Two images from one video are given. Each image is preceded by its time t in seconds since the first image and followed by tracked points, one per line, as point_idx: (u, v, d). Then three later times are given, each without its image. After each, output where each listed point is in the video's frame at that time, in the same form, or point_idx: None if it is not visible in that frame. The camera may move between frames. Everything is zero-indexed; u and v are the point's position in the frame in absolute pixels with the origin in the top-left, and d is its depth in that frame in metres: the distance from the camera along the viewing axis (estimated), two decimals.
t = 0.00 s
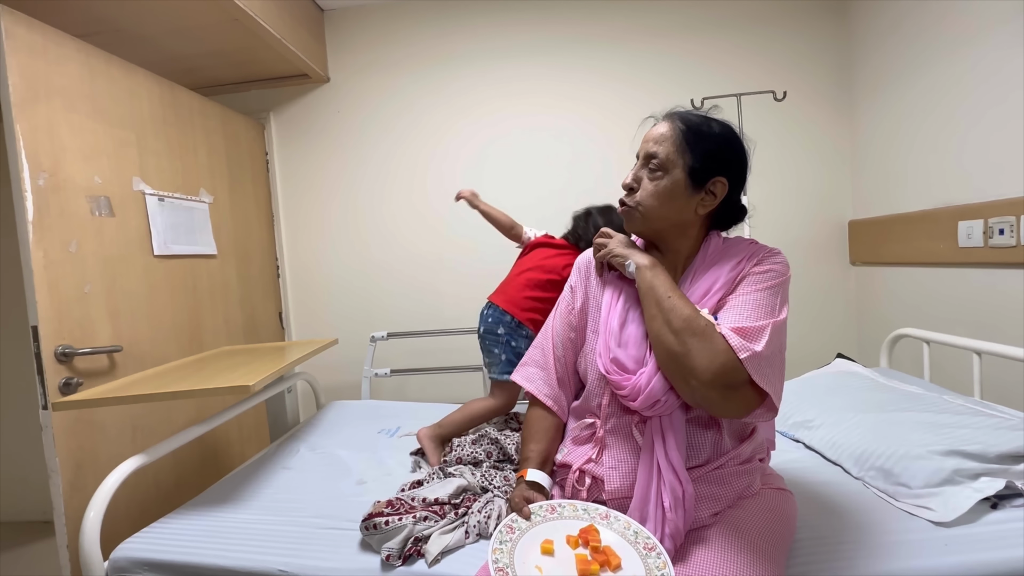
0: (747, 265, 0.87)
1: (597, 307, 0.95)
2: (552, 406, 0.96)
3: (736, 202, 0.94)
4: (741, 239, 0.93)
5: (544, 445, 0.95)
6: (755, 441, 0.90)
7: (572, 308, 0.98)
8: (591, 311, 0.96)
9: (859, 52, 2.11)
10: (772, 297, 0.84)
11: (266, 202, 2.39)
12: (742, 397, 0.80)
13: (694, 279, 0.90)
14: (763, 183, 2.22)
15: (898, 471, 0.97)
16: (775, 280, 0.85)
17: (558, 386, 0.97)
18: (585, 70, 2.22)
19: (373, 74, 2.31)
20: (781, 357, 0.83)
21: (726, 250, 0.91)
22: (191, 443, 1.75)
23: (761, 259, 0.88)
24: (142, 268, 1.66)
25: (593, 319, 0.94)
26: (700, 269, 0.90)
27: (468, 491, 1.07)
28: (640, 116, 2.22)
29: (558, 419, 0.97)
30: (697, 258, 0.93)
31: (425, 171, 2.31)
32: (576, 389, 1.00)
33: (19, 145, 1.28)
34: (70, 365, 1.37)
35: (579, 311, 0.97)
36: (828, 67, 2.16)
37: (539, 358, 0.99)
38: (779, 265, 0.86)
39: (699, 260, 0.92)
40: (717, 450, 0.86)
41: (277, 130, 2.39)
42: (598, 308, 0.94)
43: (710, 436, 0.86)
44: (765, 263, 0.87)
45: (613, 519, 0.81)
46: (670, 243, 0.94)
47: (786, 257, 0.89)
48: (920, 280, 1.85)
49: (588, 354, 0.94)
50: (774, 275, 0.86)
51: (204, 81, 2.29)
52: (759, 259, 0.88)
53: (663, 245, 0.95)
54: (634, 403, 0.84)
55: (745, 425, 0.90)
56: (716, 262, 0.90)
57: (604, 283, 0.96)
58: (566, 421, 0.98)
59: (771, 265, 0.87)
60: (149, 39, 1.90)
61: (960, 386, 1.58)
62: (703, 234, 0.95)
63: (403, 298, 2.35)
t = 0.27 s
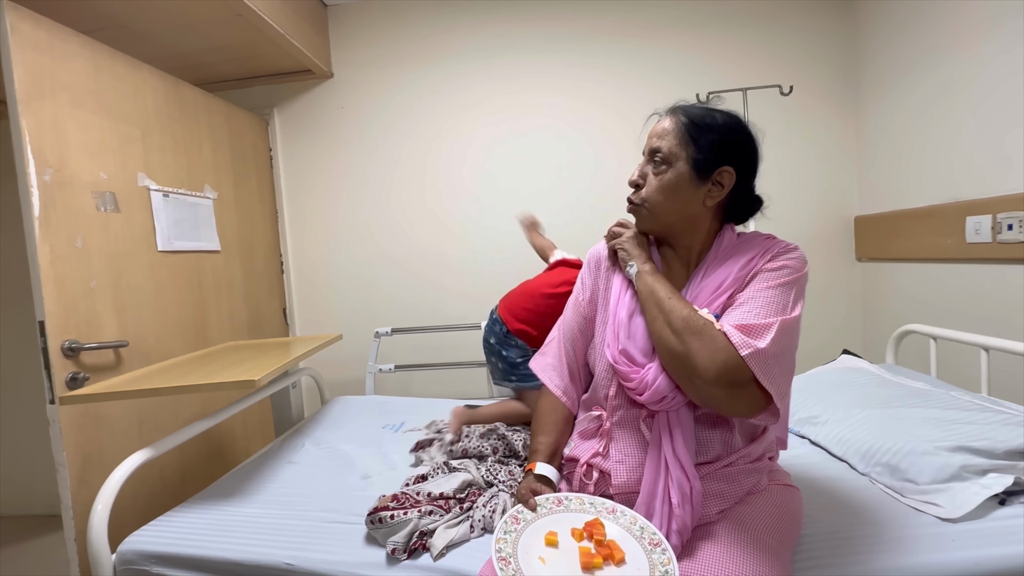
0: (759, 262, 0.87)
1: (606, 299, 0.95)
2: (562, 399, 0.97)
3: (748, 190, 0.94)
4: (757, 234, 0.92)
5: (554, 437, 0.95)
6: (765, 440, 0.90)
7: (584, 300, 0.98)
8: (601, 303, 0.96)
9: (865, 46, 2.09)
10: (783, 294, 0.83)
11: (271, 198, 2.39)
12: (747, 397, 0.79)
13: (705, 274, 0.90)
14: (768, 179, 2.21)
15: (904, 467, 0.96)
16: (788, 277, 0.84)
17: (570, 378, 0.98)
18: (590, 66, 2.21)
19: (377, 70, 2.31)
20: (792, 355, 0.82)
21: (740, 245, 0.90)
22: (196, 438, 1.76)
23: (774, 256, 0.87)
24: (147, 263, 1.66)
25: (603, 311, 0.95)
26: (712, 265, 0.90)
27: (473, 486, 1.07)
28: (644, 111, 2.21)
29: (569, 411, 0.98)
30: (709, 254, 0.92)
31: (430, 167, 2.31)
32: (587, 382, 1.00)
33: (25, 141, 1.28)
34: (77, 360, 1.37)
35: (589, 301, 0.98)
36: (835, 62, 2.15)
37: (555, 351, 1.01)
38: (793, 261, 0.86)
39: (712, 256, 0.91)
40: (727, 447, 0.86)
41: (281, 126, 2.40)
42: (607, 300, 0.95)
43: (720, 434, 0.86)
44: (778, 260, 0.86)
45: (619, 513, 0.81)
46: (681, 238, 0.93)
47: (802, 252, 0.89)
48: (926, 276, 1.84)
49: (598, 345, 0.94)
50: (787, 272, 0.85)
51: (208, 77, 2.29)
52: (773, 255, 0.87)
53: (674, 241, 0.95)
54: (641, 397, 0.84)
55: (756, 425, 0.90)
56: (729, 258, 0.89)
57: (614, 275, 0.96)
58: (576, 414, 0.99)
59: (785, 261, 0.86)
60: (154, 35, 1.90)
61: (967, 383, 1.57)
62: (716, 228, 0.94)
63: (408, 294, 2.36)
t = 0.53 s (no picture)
0: (769, 259, 0.86)
1: (614, 294, 0.94)
2: (566, 396, 0.97)
3: (757, 186, 0.93)
4: (766, 229, 0.92)
5: (558, 434, 0.95)
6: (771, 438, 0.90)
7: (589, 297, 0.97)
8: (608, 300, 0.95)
9: (868, 40, 2.08)
10: (793, 292, 0.83)
11: (271, 194, 2.39)
12: (758, 394, 0.79)
13: (714, 271, 0.89)
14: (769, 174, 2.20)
15: (906, 461, 0.96)
16: (798, 275, 0.84)
17: (572, 375, 0.98)
18: (591, 60, 2.20)
19: (378, 65, 2.30)
20: (800, 353, 0.82)
21: (748, 241, 0.90)
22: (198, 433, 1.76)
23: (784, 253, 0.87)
24: (148, 259, 1.66)
25: (610, 308, 0.94)
26: (721, 261, 0.90)
27: (476, 479, 1.07)
28: (644, 105, 2.20)
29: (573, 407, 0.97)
30: (717, 250, 0.92)
31: (430, 162, 2.31)
32: (590, 379, 1.00)
33: (25, 137, 1.28)
34: (78, 355, 1.37)
35: (592, 297, 0.98)
36: (837, 56, 2.14)
37: (556, 347, 1.00)
38: (803, 257, 0.86)
39: (721, 252, 0.91)
40: (734, 445, 0.86)
41: (282, 121, 2.39)
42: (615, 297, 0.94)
43: (728, 432, 0.86)
44: (788, 257, 0.86)
45: (619, 509, 0.81)
46: (690, 233, 0.92)
47: (811, 247, 0.89)
48: (928, 271, 1.83)
49: (604, 343, 0.93)
50: (797, 269, 0.85)
51: (208, 72, 2.29)
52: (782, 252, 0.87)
53: (683, 237, 0.94)
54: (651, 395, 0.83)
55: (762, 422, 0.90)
56: (738, 254, 0.89)
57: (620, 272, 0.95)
58: (580, 412, 0.98)
59: (794, 258, 0.86)
60: (154, 30, 1.89)
61: (968, 378, 1.57)
62: (724, 222, 0.94)
63: (409, 290, 2.35)
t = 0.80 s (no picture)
0: (764, 251, 0.87)
1: (609, 291, 0.93)
2: (560, 392, 0.96)
3: (747, 178, 0.94)
4: (756, 220, 0.92)
5: (552, 429, 0.96)
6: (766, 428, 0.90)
7: (583, 293, 0.96)
8: (603, 296, 0.94)
9: (864, 35, 2.09)
10: (789, 285, 0.84)
11: (267, 190, 2.38)
12: (758, 387, 0.79)
13: (710, 264, 0.89)
14: (765, 169, 2.20)
15: (901, 453, 0.96)
16: (793, 267, 0.85)
17: (567, 371, 0.97)
18: (587, 55, 2.19)
19: (374, 60, 2.29)
20: (800, 344, 0.83)
21: (740, 233, 0.90)
22: (195, 430, 1.76)
23: (778, 245, 0.87)
24: (143, 255, 1.65)
25: (606, 304, 0.93)
26: (716, 254, 0.90)
27: (474, 474, 1.07)
28: (641, 100, 2.20)
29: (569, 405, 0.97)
30: (711, 242, 0.91)
31: (427, 158, 2.30)
32: (585, 374, 0.99)
33: (18, 131, 1.27)
34: (73, 352, 1.37)
35: (588, 293, 0.96)
36: (833, 51, 2.14)
37: (551, 345, 0.99)
38: (796, 248, 0.86)
39: (715, 245, 0.91)
40: (731, 437, 0.86)
41: (277, 117, 2.38)
42: (610, 293, 0.93)
43: (726, 425, 0.86)
44: (782, 250, 0.87)
45: (612, 502, 0.81)
46: (683, 225, 0.92)
47: (801, 238, 0.89)
48: (923, 265, 1.84)
49: (600, 339, 0.92)
50: (791, 261, 0.85)
51: (203, 67, 2.27)
52: (776, 244, 0.87)
53: (674, 229, 0.93)
54: (650, 391, 0.83)
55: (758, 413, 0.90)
56: (733, 247, 0.89)
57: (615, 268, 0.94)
58: (576, 406, 0.98)
59: (788, 250, 0.86)
60: (148, 24, 1.88)
61: (963, 371, 1.58)
62: (716, 214, 0.94)
63: (406, 286, 2.35)
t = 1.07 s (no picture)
0: (741, 239, 0.87)
1: (596, 288, 0.94)
2: (553, 390, 0.97)
3: (722, 171, 0.94)
4: (733, 211, 0.93)
5: (546, 426, 0.96)
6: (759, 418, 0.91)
7: (572, 290, 0.96)
8: (592, 293, 0.94)
9: (855, 32, 2.10)
10: (767, 270, 0.84)
11: (261, 189, 2.37)
12: (745, 373, 0.80)
13: (690, 256, 0.90)
14: (758, 166, 2.21)
15: (894, 445, 0.97)
16: (770, 253, 0.85)
17: (558, 370, 0.98)
18: (581, 52, 2.20)
19: (367, 58, 2.29)
20: (782, 329, 0.83)
21: (717, 225, 0.90)
22: (190, 430, 1.75)
23: (754, 232, 0.88)
24: (136, 254, 1.65)
25: (595, 300, 0.93)
26: (695, 246, 0.90)
27: (470, 470, 1.07)
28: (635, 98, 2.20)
29: (562, 401, 0.98)
30: (690, 235, 0.92)
31: (421, 156, 2.30)
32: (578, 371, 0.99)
33: (9, 131, 1.26)
34: (66, 352, 1.36)
35: (575, 294, 0.96)
36: (825, 47, 2.15)
37: (540, 344, 0.99)
38: (772, 235, 0.86)
39: (693, 237, 0.91)
40: (723, 426, 0.87)
41: (270, 115, 2.37)
42: (600, 289, 0.93)
43: (719, 414, 0.86)
44: (758, 236, 0.87)
45: (607, 490, 0.81)
46: (662, 221, 0.92)
47: (778, 225, 0.89)
48: (916, 260, 1.85)
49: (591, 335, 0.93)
50: (768, 247, 0.86)
51: (195, 65, 2.26)
52: (752, 232, 0.87)
53: (654, 226, 0.94)
54: (640, 382, 0.83)
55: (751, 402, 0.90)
56: (711, 238, 0.89)
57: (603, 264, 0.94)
58: (570, 403, 0.98)
59: (764, 236, 0.86)
60: (139, 23, 1.87)
61: (956, 364, 1.59)
62: (694, 208, 0.94)
63: (401, 284, 2.35)
